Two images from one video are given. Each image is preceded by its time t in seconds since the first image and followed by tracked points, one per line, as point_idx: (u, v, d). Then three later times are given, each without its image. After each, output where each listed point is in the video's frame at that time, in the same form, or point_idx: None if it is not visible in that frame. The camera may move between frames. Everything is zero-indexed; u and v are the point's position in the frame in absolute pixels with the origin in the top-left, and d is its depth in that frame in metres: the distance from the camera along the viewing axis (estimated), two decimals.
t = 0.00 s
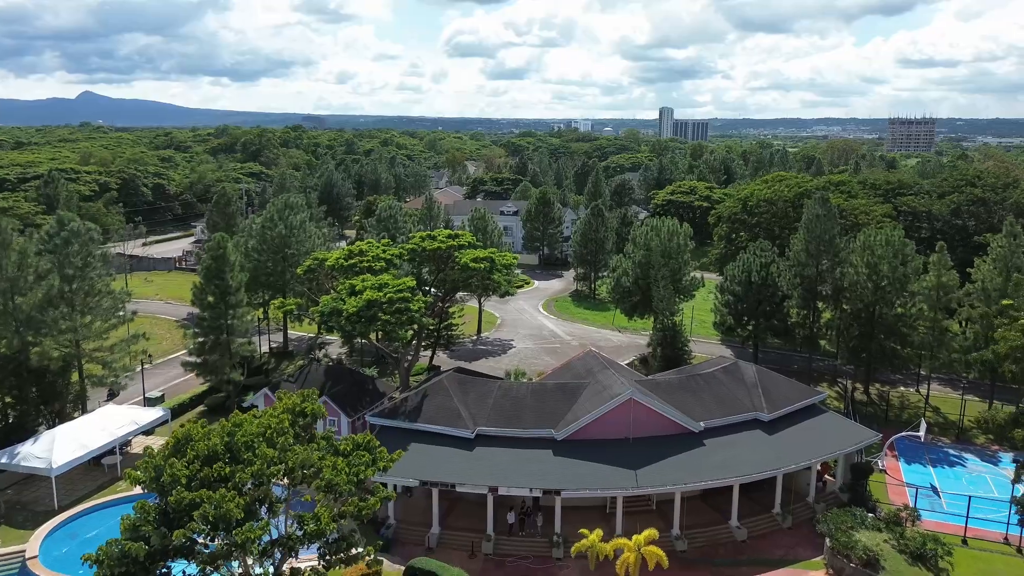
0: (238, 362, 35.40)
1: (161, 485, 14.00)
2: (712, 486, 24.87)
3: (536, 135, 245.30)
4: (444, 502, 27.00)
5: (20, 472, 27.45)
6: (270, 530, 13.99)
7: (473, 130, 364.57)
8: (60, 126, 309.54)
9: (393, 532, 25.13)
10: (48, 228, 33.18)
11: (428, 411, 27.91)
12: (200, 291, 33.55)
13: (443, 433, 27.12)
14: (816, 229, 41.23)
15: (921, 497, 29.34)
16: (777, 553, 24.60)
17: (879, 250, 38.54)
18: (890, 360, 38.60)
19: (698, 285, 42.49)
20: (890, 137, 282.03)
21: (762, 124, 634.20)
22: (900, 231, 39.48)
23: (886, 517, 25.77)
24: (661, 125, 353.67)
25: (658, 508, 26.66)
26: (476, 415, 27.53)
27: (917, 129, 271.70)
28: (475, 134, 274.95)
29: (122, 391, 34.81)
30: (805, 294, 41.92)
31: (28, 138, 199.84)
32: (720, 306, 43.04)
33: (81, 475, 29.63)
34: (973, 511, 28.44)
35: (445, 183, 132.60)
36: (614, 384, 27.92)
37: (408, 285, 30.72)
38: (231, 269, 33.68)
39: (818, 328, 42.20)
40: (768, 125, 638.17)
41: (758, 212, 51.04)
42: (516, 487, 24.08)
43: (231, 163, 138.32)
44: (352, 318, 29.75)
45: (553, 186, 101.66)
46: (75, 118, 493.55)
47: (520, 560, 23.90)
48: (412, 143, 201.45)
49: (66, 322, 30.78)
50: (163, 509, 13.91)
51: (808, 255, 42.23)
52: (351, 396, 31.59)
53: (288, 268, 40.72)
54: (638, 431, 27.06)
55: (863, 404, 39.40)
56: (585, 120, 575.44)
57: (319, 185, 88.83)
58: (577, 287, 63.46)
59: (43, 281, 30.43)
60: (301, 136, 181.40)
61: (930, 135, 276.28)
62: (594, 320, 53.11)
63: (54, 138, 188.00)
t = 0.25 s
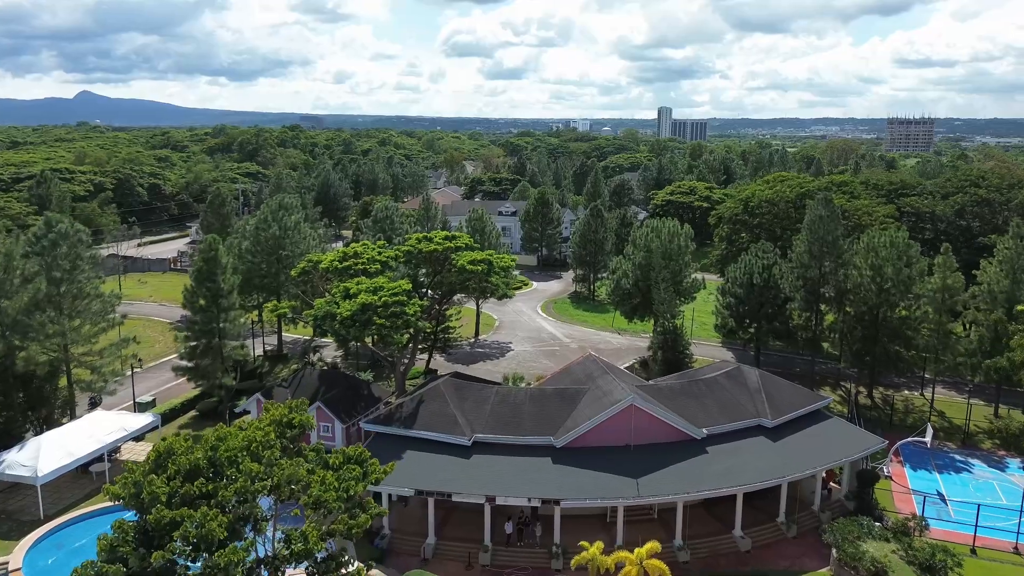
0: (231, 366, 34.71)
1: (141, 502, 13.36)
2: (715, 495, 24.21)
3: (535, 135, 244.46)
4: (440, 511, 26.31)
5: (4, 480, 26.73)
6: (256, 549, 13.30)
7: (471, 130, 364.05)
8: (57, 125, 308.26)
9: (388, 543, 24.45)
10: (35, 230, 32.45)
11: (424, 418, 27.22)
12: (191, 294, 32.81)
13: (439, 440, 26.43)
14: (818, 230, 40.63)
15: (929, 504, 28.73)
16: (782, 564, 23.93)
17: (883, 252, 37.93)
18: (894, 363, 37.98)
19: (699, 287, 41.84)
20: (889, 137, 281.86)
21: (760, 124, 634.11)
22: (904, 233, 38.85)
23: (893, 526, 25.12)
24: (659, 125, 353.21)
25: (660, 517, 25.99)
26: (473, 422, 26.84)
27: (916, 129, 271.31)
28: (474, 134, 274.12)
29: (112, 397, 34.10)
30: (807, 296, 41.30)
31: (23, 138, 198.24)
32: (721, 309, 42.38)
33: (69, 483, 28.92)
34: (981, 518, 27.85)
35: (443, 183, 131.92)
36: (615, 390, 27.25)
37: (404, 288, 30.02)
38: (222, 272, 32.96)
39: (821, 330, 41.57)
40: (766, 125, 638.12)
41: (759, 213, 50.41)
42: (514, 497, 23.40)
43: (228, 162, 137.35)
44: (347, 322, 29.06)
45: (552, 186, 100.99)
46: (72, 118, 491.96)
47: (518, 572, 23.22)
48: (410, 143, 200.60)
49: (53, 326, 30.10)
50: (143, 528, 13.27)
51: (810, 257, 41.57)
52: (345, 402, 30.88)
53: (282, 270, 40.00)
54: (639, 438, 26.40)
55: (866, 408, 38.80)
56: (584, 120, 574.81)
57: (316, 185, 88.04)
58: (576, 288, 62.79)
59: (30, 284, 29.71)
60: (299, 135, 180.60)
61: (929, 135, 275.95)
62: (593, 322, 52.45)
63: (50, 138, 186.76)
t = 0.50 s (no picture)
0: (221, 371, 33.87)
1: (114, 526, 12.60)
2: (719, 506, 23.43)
3: (534, 135, 243.71)
4: (436, 522, 25.54)
5: None
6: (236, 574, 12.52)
7: (469, 130, 363.17)
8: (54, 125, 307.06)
9: (381, 555, 23.69)
10: (21, 232, 31.67)
11: (419, 425, 26.44)
12: (180, 298, 31.95)
13: (434, 449, 25.65)
14: (822, 231, 39.87)
15: (937, 513, 28.02)
16: None
17: (888, 254, 37.19)
18: (899, 367, 37.26)
19: (700, 289, 41.05)
20: (887, 137, 281.47)
21: (758, 124, 633.94)
22: (909, 234, 38.15)
23: (902, 538, 24.38)
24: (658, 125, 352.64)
25: (662, 529, 25.21)
26: (469, 430, 26.07)
27: (915, 129, 270.87)
28: (473, 134, 273.32)
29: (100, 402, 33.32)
30: (810, 299, 40.56)
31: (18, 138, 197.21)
32: (722, 312, 41.65)
33: (54, 492, 28.13)
34: (991, 528, 27.12)
35: (441, 183, 131.16)
36: (615, 397, 26.48)
37: (399, 292, 29.24)
38: (212, 275, 32.17)
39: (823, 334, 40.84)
40: (765, 125, 637.92)
41: (761, 214, 49.68)
42: (511, 508, 22.63)
43: (224, 162, 136.46)
44: (339, 327, 28.26)
45: (550, 186, 100.26)
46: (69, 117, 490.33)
47: None
48: (407, 143, 199.72)
49: (38, 330, 29.30)
50: (116, 552, 12.52)
51: (814, 258, 40.84)
52: (338, 409, 30.10)
53: (275, 272, 39.21)
54: (640, 446, 25.63)
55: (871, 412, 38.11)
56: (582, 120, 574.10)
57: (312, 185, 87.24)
58: (575, 289, 62.03)
59: (13, 288, 28.94)
60: (296, 135, 179.75)
61: (927, 135, 275.52)
62: (592, 324, 51.67)
63: (45, 138, 185.54)
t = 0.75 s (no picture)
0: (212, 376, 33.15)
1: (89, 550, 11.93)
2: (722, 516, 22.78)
3: (532, 134, 243.02)
4: (432, 532, 24.89)
5: None
6: None
7: (468, 130, 362.21)
8: (50, 125, 305.80)
9: (375, 568, 23.03)
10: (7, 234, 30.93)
11: (414, 433, 25.75)
12: (170, 301, 31.16)
13: (430, 457, 24.97)
14: (825, 232, 39.20)
15: (944, 522, 27.39)
16: None
17: (892, 256, 36.56)
18: (904, 371, 36.61)
19: (701, 291, 40.37)
20: (886, 137, 281.20)
21: (757, 124, 633.77)
22: (914, 235, 37.50)
23: (911, 549, 23.75)
24: (656, 125, 352.08)
25: (664, 538, 24.56)
26: (466, 438, 25.40)
27: (913, 129, 270.54)
28: (471, 133, 272.56)
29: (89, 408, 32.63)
30: (813, 301, 39.89)
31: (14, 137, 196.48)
32: (724, 314, 41.01)
33: (39, 501, 27.43)
34: (1000, 537, 26.49)
35: (439, 183, 130.41)
36: (615, 403, 25.81)
37: (394, 295, 28.53)
38: (203, 278, 31.43)
39: (826, 337, 40.20)
40: (763, 125, 637.71)
41: (762, 214, 49.03)
42: (509, 519, 21.96)
43: (220, 162, 135.58)
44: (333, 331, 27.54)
45: (549, 186, 99.56)
46: (66, 117, 488.68)
47: None
48: (405, 143, 198.91)
49: (23, 335, 28.58)
50: None
51: (816, 260, 40.19)
52: (332, 415, 29.41)
53: (269, 275, 38.47)
54: (641, 454, 24.97)
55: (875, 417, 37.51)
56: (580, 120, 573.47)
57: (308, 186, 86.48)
58: (574, 291, 61.37)
59: None
60: (293, 135, 178.88)
61: (926, 134, 275.22)
62: (591, 326, 51.03)
63: (40, 138, 184.37)
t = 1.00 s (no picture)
0: (202, 382, 32.36)
1: None
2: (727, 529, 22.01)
3: (531, 134, 242.30)
4: (427, 545, 24.10)
5: None
6: None
7: (466, 129, 361.39)
8: (47, 125, 304.58)
9: None
10: None
11: (409, 442, 24.97)
12: (158, 305, 30.32)
13: (424, 467, 24.20)
14: (829, 234, 38.48)
15: (954, 532, 26.65)
16: None
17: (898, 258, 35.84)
18: (910, 375, 35.89)
19: (703, 294, 39.61)
20: (885, 137, 280.86)
21: (755, 124, 633.48)
22: (920, 237, 36.78)
23: (921, 562, 23.04)
24: (655, 125, 351.52)
25: (666, 551, 23.80)
26: (462, 447, 24.62)
27: (912, 129, 270.25)
28: (469, 133, 271.82)
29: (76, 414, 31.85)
30: (817, 304, 39.17)
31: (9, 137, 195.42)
32: (725, 317, 40.29)
33: (23, 512, 26.63)
34: (1012, 549, 25.74)
35: (437, 183, 129.63)
36: (616, 411, 25.04)
37: (388, 299, 27.76)
38: (193, 281, 30.64)
39: (830, 340, 39.46)
40: (761, 125, 637.38)
41: (764, 216, 48.32)
42: (506, 533, 21.19)
43: (216, 162, 134.64)
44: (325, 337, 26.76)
45: (547, 187, 98.84)
46: (63, 117, 487.16)
47: None
48: (403, 142, 198.07)
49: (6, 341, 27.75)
50: None
51: (820, 262, 39.45)
52: (324, 422, 28.63)
53: (261, 278, 37.69)
54: (642, 464, 24.20)
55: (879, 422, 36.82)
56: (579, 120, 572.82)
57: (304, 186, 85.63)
58: (573, 293, 60.64)
59: None
60: (291, 135, 178.01)
61: (925, 134, 274.92)
62: (590, 329, 50.29)
63: (36, 138, 183.13)
